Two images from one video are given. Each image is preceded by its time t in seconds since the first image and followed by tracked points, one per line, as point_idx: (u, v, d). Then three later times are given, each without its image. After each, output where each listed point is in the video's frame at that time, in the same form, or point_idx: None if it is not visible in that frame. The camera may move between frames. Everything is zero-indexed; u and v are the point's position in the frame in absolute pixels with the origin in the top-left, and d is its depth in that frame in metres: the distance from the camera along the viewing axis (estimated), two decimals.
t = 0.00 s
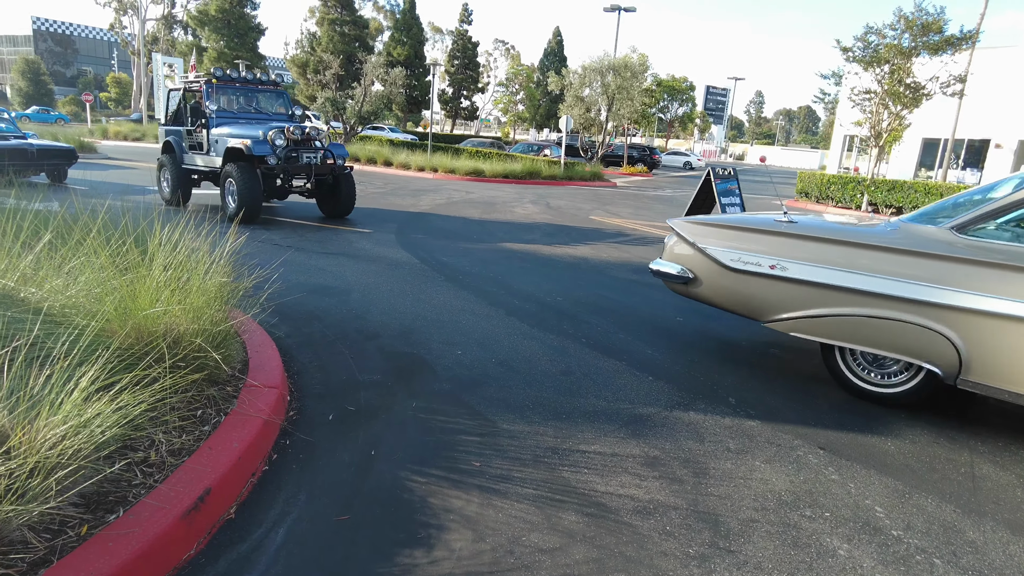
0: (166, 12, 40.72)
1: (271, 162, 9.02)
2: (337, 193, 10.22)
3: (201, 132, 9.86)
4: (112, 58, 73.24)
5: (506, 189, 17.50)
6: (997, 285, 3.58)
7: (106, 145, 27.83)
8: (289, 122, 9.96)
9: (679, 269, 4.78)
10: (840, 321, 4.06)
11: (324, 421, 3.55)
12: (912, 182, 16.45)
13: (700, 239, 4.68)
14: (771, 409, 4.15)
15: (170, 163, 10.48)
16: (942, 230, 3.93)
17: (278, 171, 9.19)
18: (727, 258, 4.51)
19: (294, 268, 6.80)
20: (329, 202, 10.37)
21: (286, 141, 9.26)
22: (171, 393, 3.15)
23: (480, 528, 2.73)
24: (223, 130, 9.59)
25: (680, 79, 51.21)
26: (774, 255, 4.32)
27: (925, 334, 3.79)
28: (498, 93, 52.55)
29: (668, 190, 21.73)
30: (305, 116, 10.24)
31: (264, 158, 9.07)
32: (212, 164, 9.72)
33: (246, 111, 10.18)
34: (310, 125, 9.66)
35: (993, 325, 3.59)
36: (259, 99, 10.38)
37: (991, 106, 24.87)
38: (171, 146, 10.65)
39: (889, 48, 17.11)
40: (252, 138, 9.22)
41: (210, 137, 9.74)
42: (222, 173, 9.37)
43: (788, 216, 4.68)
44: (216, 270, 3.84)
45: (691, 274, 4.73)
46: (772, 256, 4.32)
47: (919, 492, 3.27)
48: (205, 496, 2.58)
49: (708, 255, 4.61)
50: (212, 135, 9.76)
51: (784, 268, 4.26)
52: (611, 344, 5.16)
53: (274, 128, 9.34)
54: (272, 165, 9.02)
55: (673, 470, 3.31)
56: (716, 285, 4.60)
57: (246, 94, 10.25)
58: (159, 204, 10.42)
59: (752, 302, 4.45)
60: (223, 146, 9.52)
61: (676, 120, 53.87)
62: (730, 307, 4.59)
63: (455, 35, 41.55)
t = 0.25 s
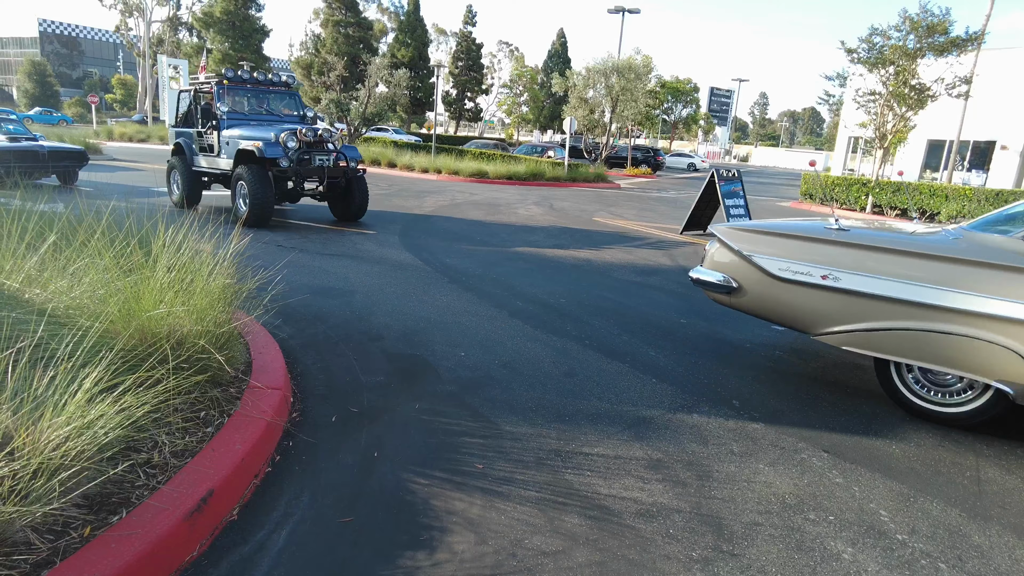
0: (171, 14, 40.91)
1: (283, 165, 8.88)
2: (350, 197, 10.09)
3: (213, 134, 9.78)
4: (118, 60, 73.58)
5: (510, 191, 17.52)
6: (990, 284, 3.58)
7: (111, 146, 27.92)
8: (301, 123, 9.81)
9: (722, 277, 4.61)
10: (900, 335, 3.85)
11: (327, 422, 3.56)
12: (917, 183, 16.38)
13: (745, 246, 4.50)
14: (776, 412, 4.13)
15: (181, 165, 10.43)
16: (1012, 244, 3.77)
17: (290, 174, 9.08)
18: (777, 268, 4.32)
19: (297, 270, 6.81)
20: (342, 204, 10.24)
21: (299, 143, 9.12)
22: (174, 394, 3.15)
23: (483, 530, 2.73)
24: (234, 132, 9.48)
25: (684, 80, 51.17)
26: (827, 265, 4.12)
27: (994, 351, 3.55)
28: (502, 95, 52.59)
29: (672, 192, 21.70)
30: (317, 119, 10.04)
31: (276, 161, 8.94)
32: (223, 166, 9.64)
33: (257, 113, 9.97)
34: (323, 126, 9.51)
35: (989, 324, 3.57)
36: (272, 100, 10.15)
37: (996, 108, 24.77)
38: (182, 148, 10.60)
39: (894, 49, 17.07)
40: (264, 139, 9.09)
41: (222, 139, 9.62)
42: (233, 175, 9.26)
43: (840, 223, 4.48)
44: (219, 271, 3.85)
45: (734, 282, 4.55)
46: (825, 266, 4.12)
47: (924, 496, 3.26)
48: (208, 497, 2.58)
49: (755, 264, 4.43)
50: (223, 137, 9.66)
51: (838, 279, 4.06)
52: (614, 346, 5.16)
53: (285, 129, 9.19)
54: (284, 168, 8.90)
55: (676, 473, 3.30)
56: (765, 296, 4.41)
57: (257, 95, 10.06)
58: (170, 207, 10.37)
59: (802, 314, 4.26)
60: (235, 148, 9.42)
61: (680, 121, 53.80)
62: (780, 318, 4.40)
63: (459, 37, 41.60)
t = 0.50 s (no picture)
0: (175, 16, 41.05)
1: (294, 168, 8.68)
2: (363, 200, 10.05)
3: (223, 136, 9.62)
4: (123, 62, 73.85)
5: (513, 193, 17.52)
6: (993, 287, 3.57)
7: (116, 148, 27.99)
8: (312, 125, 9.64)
9: (772, 289, 4.45)
10: (966, 353, 3.63)
11: (329, 425, 3.56)
12: (922, 185, 16.29)
13: (798, 258, 4.34)
14: (779, 416, 4.12)
15: (191, 167, 10.26)
16: None
17: (302, 177, 8.86)
18: (832, 281, 4.14)
19: (300, 272, 6.82)
20: (355, 207, 10.12)
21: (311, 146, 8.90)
22: (177, 397, 3.16)
23: (484, 534, 2.72)
24: (244, 134, 9.33)
25: (688, 82, 51.14)
26: (886, 278, 3.92)
27: None
28: (505, 97, 52.63)
29: (675, 194, 21.68)
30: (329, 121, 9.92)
31: (288, 164, 8.81)
32: (235, 169, 9.48)
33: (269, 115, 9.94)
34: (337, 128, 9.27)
35: (990, 329, 3.56)
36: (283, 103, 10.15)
37: (1001, 109, 24.69)
38: (192, 150, 10.42)
39: (898, 51, 17.03)
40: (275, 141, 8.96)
41: (233, 141, 9.45)
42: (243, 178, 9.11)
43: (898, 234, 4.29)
44: (222, 274, 3.86)
45: (785, 294, 4.39)
46: (884, 279, 3.92)
47: (928, 501, 3.24)
48: (209, 500, 2.58)
49: (808, 276, 4.26)
50: (234, 139, 9.51)
51: (900, 293, 3.86)
52: (616, 348, 5.15)
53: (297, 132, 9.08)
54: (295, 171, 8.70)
55: (679, 477, 3.29)
56: (819, 309, 4.23)
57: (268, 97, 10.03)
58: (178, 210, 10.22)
59: (861, 329, 4.06)
60: (246, 151, 9.26)
61: (683, 123, 53.74)
62: (836, 332, 4.20)
63: (462, 39, 41.65)
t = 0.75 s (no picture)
0: (178, 18, 41.14)
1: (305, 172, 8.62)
2: (375, 204, 9.94)
3: (232, 139, 9.50)
4: (126, 64, 74.05)
5: (515, 195, 17.53)
6: (1003, 293, 3.52)
7: (119, 151, 28.03)
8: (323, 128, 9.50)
9: (823, 303, 4.23)
10: None
11: (330, 428, 3.56)
12: (924, 187, 16.22)
13: (850, 270, 4.11)
14: (781, 419, 4.11)
15: (199, 170, 10.16)
16: None
17: (312, 180, 8.81)
18: (889, 295, 3.91)
19: (302, 275, 6.82)
20: (366, 211, 10.04)
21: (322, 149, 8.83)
22: (178, 400, 3.16)
23: (484, 538, 2.72)
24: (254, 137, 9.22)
25: (690, 84, 51.13)
26: (950, 293, 3.68)
27: None
28: (507, 99, 52.68)
29: (677, 196, 21.67)
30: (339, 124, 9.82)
31: (298, 167, 8.69)
32: (243, 172, 9.36)
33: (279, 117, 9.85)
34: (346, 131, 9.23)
35: (1000, 337, 3.51)
36: (293, 105, 10.07)
37: (1003, 111, 24.65)
38: (200, 153, 10.35)
39: (900, 53, 17.01)
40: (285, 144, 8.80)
41: (242, 144, 9.36)
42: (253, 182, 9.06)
43: (960, 243, 4.02)
44: (223, 277, 3.86)
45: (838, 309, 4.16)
46: (948, 294, 3.68)
47: (930, 505, 3.23)
48: (210, 504, 2.58)
49: (862, 290, 4.03)
50: (243, 142, 9.39)
51: (966, 309, 3.61)
52: (618, 351, 5.14)
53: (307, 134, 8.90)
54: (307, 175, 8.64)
55: (680, 481, 3.29)
56: (874, 325, 4.01)
57: (278, 99, 9.94)
58: (185, 213, 10.13)
59: (921, 347, 3.83)
60: (255, 154, 9.14)
61: (685, 125, 53.72)
62: (892, 348, 3.97)
63: (465, 41, 41.68)
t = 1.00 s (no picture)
0: (181, 21, 41.24)
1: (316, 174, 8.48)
2: (387, 208, 9.78)
3: (240, 141, 9.37)
4: (129, 67, 74.26)
5: (517, 197, 17.54)
6: (1006, 295, 3.50)
7: (121, 153, 28.08)
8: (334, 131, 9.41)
9: (884, 318, 3.97)
10: None
11: (330, 430, 3.56)
12: (926, 190, 16.17)
13: (913, 283, 3.86)
14: (783, 421, 4.10)
15: (207, 173, 10.05)
16: None
17: (323, 184, 8.67)
18: (959, 309, 3.65)
19: (303, 277, 6.83)
20: (376, 215, 9.91)
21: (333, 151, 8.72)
22: (178, 401, 3.16)
23: (484, 539, 2.72)
24: (264, 140, 9.09)
25: (691, 87, 51.14)
26: None
27: None
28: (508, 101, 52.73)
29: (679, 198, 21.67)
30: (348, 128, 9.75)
31: (309, 170, 8.54)
32: (252, 175, 9.23)
33: (288, 120, 9.73)
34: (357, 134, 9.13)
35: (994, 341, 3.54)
36: (303, 107, 9.95)
37: (1005, 113, 24.63)
38: (208, 156, 10.24)
39: (901, 55, 17.00)
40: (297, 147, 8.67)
41: (250, 147, 9.26)
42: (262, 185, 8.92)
43: None
44: (225, 278, 3.87)
45: (901, 324, 3.90)
46: None
47: (931, 507, 3.22)
48: (210, 505, 2.59)
49: (926, 303, 3.78)
50: (252, 145, 9.27)
51: None
52: (619, 353, 5.14)
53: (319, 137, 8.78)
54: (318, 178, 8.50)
55: (680, 483, 3.29)
56: (941, 342, 3.74)
57: (287, 102, 9.82)
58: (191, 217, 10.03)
59: (996, 366, 3.55)
60: (264, 157, 9.02)
61: (687, 127, 53.70)
62: (961, 368, 3.71)
63: (466, 43, 41.74)
